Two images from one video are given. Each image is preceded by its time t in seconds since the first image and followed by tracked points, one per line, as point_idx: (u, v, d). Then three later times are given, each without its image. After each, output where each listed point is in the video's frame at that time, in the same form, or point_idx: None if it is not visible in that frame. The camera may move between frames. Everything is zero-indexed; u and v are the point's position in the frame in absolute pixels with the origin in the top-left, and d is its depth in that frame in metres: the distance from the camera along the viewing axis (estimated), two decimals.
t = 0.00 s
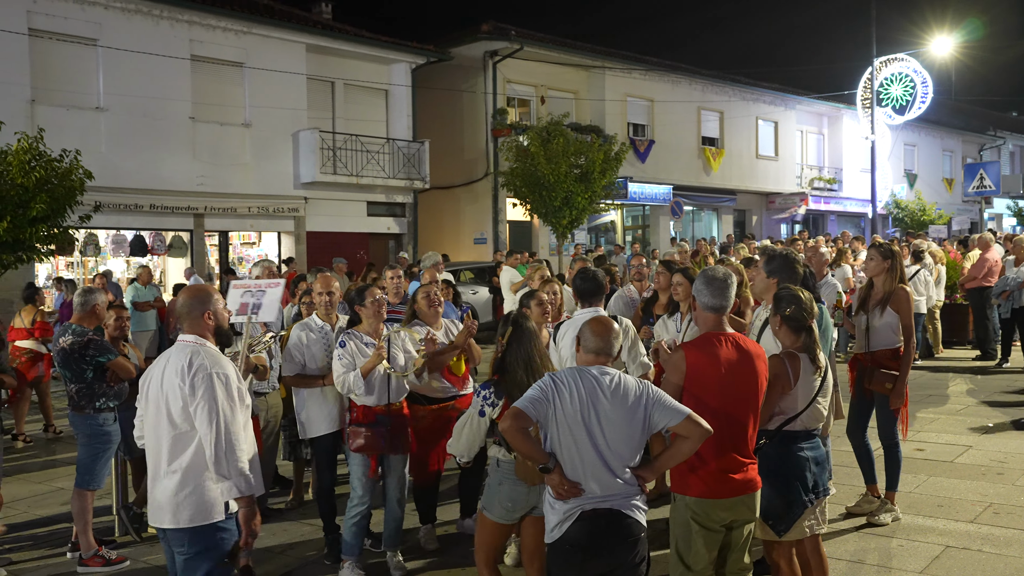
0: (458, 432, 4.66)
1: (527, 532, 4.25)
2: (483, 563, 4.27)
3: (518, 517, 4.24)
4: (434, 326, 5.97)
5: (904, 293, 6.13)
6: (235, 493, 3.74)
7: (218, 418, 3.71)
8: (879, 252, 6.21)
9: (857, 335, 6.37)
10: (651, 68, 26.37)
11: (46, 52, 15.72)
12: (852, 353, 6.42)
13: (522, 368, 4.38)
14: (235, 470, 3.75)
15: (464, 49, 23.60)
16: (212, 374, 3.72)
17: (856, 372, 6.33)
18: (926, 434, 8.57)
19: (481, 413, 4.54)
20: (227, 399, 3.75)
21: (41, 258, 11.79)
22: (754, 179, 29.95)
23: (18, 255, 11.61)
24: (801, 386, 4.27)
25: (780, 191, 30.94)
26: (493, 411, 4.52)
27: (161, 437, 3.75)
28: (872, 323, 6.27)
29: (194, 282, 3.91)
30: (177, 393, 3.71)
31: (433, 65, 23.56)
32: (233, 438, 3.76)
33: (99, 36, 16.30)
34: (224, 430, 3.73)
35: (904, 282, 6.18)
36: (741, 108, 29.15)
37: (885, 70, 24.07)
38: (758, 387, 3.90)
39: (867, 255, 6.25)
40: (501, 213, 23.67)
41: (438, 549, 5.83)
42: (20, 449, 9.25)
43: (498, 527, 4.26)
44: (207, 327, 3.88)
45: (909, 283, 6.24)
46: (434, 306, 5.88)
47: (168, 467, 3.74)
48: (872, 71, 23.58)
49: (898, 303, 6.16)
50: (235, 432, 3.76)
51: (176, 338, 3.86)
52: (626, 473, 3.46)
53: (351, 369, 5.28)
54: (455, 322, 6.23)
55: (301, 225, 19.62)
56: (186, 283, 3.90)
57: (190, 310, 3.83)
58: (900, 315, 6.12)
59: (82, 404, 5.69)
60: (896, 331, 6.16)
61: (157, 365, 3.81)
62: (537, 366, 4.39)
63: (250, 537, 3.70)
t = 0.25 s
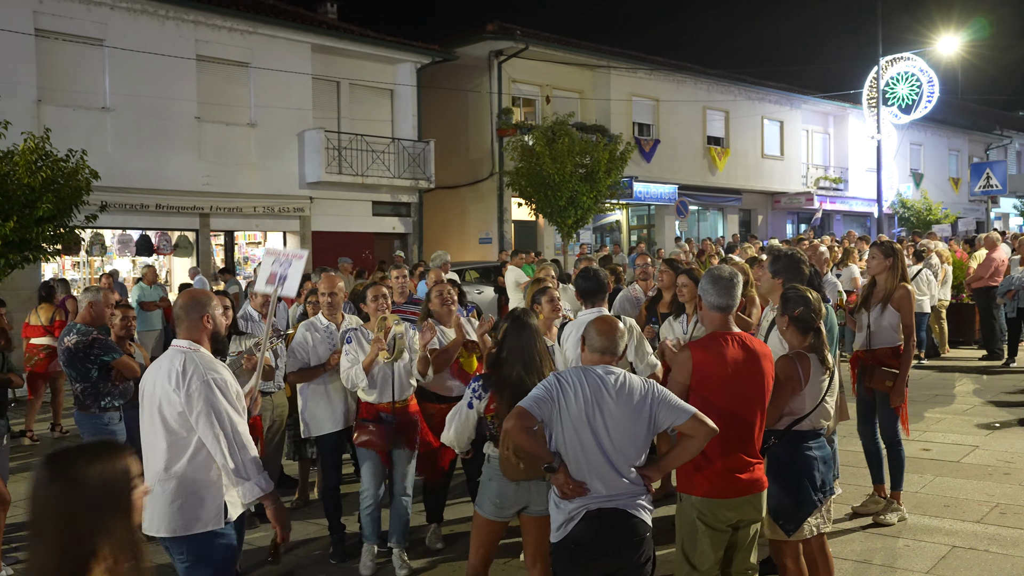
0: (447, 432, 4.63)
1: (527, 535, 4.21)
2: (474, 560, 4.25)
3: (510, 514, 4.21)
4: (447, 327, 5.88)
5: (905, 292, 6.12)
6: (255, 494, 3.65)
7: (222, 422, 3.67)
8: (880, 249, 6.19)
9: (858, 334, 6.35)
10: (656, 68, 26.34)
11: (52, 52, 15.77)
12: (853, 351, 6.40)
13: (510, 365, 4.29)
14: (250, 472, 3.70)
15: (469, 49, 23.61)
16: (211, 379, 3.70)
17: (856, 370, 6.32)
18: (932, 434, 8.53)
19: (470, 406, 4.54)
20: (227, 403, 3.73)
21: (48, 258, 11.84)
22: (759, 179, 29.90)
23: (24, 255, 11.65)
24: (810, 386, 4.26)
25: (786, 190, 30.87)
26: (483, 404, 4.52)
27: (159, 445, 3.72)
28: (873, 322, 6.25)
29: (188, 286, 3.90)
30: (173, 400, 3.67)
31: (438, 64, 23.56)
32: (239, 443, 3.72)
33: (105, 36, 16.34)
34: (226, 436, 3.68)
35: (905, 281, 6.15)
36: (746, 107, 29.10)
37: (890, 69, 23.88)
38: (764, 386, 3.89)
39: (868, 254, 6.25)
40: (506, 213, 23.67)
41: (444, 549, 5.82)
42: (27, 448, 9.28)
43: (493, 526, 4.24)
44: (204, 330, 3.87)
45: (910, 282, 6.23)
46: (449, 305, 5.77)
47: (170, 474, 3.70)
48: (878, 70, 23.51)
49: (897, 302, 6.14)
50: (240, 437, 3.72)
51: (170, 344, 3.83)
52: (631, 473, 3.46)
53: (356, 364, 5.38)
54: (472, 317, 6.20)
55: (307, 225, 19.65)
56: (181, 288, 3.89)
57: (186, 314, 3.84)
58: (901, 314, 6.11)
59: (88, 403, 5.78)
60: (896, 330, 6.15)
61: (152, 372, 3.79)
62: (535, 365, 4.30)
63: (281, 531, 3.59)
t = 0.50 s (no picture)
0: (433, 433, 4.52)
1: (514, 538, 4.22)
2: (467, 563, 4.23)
3: (483, 515, 4.17)
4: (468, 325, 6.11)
5: (907, 294, 6.10)
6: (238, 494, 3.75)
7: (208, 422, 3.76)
8: (882, 251, 6.18)
9: (862, 335, 6.31)
10: (661, 68, 26.30)
11: (58, 53, 15.80)
12: (855, 352, 6.37)
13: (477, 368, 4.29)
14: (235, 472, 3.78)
15: (474, 49, 23.60)
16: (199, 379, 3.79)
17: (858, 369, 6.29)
18: (938, 434, 8.50)
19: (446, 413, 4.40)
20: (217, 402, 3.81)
21: (53, 258, 11.85)
22: (765, 179, 29.83)
23: (30, 255, 11.67)
24: (817, 386, 4.24)
25: (791, 190, 30.80)
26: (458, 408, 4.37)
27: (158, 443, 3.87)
28: (876, 323, 6.22)
29: (188, 284, 4.02)
30: (167, 399, 3.81)
31: (443, 64, 23.56)
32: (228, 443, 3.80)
33: (111, 37, 16.38)
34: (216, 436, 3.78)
35: (907, 282, 6.14)
36: (752, 107, 29.04)
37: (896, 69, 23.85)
38: (771, 385, 3.86)
39: (871, 255, 6.23)
40: (511, 212, 23.65)
41: (448, 548, 5.81)
42: (32, 447, 9.29)
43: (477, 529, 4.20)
44: (202, 328, 3.96)
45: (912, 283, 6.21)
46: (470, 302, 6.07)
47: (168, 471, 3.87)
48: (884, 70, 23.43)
49: (901, 303, 6.13)
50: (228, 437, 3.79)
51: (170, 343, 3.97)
52: (636, 472, 3.44)
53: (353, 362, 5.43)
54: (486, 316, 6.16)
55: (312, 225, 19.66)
56: (181, 286, 4.02)
57: (179, 314, 3.94)
58: (904, 314, 6.10)
59: (92, 403, 5.72)
60: (899, 331, 6.12)
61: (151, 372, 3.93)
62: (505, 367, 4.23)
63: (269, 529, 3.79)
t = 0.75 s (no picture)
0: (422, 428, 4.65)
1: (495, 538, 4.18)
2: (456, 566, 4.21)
3: (464, 514, 4.16)
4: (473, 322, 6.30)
5: (905, 291, 6.09)
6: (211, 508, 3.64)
7: (195, 428, 3.67)
8: (878, 250, 6.16)
9: (859, 334, 6.32)
10: (661, 68, 26.31)
11: (57, 53, 15.80)
12: (854, 350, 6.37)
13: (454, 368, 4.27)
14: (212, 484, 3.66)
15: (473, 49, 23.61)
16: (195, 384, 3.72)
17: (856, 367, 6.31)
18: (937, 435, 8.50)
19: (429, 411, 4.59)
20: (208, 409, 3.72)
21: (53, 258, 11.86)
22: (764, 179, 29.85)
23: (29, 255, 11.67)
24: (816, 385, 4.25)
25: (790, 190, 30.80)
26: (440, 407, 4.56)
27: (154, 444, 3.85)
28: (873, 321, 6.24)
29: (197, 288, 3.94)
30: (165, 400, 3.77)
31: (442, 64, 23.57)
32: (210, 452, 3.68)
33: (110, 37, 16.38)
34: (203, 442, 3.68)
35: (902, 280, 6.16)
36: (751, 107, 29.05)
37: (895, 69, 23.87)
38: (770, 385, 3.87)
39: (866, 254, 6.22)
40: (511, 212, 23.66)
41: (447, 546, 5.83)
42: (31, 447, 9.29)
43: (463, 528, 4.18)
44: (210, 334, 3.89)
45: (908, 281, 6.21)
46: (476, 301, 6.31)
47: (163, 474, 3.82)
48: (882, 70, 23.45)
49: (898, 301, 6.11)
50: (213, 446, 3.68)
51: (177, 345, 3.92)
52: (636, 472, 3.45)
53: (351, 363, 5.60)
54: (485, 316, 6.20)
55: (311, 225, 19.66)
56: (190, 288, 3.93)
57: (188, 320, 3.86)
58: (901, 313, 6.09)
59: (90, 403, 5.73)
60: (896, 329, 6.13)
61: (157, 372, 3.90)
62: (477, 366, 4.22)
63: (233, 552, 3.73)
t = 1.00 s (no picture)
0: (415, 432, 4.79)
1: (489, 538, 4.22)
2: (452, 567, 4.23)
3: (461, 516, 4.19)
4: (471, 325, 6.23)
5: (899, 291, 6.09)
6: (210, 498, 3.65)
7: (202, 420, 3.70)
8: (871, 251, 6.21)
9: (857, 334, 6.33)
10: (659, 68, 26.31)
11: (55, 52, 15.79)
12: (851, 350, 6.38)
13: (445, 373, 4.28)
14: (214, 475, 3.69)
15: (472, 49, 23.61)
16: (203, 377, 3.73)
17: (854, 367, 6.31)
18: (935, 435, 8.51)
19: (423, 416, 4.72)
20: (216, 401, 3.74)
21: (51, 258, 11.85)
22: (762, 179, 29.87)
23: (27, 255, 11.66)
24: (814, 384, 4.26)
25: (789, 190, 30.82)
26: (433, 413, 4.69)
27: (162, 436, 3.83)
28: (869, 322, 6.24)
29: (201, 285, 3.95)
30: (175, 392, 3.76)
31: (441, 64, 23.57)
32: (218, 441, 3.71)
33: (109, 36, 16.37)
34: (211, 433, 3.71)
35: (897, 280, 6.18)
36: (749, 107, 29.06)
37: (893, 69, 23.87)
38: (768, 384, 3.88)
39: (861, 255, 6.24)
40: (509, 212, 23.66)
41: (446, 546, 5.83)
42: (28, 447, 9.28)
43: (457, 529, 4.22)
44: (217, 328, 3.91)
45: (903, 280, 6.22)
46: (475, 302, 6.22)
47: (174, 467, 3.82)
48: (880, 70, 23.47)
49: (893, 300, 6.12)
50: (219, 437, 3.72)
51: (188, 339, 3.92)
52: (634, 472, 3.45)
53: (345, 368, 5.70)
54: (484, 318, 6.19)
55: (309, 225, 19.65)
56: (194, 286, 3.94)
57: (200, 313, 3.88)
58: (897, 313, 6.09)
59: (88, 403, 5.71)
60: (892, 328, 6.13)
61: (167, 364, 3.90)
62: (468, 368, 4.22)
63: (219, 547, 3.66)
